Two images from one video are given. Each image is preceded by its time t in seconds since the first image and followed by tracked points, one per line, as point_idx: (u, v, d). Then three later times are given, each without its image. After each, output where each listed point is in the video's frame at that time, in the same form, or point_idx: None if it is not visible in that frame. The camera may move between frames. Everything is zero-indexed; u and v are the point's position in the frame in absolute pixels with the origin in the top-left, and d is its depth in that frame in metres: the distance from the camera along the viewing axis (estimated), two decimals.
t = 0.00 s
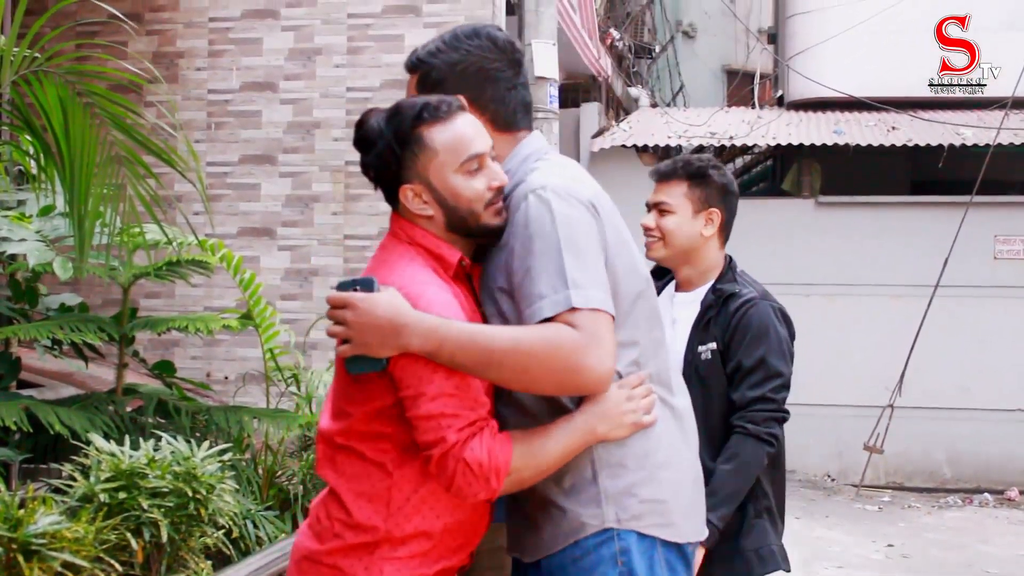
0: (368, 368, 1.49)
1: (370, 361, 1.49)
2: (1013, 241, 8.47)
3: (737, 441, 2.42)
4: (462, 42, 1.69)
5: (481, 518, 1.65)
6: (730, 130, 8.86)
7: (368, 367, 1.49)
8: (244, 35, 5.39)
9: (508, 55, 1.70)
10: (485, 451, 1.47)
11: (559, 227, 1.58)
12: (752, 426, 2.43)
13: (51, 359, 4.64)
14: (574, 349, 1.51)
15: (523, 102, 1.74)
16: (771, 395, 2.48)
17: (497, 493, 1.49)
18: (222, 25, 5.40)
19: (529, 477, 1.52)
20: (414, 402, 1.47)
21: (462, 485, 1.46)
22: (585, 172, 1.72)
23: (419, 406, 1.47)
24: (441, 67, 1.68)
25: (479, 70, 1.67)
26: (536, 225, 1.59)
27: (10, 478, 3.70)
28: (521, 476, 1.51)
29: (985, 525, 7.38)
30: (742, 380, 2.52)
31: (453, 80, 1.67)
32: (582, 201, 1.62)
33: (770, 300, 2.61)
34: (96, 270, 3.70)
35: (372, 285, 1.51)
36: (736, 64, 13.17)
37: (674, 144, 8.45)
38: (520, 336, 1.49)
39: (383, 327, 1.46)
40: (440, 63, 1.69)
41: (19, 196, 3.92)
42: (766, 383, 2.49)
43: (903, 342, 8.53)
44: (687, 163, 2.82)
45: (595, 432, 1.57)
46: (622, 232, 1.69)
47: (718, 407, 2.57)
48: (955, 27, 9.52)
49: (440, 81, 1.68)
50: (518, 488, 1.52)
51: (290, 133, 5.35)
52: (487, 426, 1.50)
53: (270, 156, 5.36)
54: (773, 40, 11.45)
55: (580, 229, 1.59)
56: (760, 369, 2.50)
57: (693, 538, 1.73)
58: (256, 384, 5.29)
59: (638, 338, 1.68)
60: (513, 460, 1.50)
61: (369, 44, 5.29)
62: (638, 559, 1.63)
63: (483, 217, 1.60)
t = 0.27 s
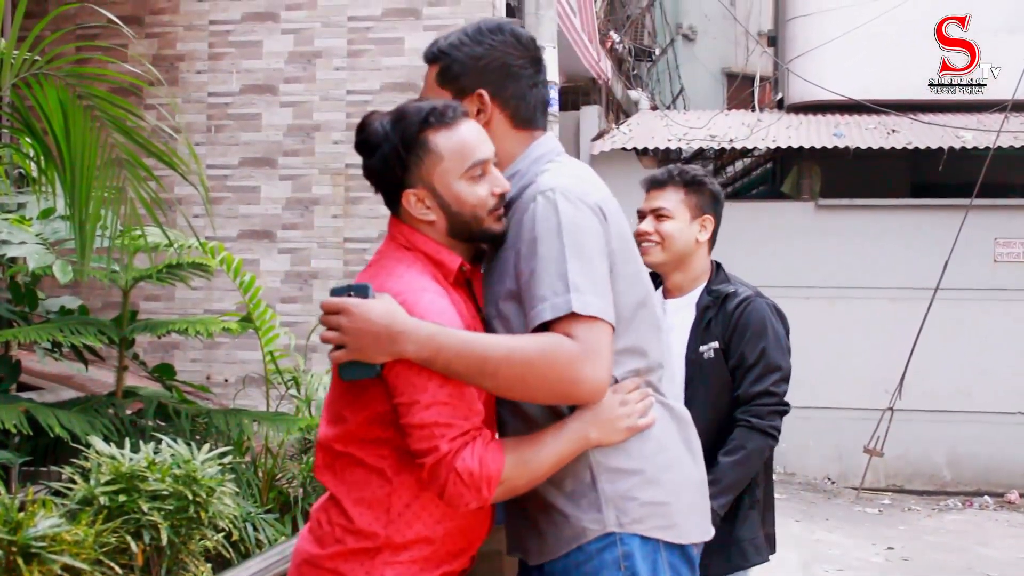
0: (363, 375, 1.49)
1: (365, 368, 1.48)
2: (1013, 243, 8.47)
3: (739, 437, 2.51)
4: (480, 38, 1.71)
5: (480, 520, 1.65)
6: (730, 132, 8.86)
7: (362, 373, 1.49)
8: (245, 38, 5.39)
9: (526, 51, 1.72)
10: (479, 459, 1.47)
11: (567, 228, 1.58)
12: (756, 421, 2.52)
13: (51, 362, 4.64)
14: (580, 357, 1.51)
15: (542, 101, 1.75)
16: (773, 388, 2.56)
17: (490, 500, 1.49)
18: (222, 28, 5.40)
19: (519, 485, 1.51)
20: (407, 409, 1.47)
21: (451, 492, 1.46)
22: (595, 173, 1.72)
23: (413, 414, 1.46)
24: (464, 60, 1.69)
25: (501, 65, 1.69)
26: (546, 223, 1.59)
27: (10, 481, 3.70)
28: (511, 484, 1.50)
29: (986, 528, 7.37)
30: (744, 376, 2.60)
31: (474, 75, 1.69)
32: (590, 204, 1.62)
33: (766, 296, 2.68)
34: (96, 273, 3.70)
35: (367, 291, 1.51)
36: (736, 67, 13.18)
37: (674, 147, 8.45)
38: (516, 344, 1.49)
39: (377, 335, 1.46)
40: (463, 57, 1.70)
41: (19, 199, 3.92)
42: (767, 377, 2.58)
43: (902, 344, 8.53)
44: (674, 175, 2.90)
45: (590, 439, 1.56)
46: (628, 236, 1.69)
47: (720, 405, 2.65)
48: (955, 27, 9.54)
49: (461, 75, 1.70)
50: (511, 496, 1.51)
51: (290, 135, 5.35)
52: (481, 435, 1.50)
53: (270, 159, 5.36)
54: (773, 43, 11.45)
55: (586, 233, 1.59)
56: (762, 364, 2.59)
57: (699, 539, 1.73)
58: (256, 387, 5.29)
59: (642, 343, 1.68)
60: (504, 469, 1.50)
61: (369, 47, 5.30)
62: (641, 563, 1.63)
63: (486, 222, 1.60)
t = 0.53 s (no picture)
0: (355, 374, 1.51)
1: (355, 367, 1.51)
2: (1012, 246, 8.47)
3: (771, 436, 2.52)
4: (555, 22, 1.67)
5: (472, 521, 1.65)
6: (730, 134, 8.86)
7: (351, 373, 1.52)
8: (245, 40, 5.39)
9: (598, 44, 1.70)
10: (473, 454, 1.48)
11: (606, 232, 1.56)
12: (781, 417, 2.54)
13: (51, 364, 4.64)
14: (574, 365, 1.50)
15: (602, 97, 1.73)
16: (790, 384, 2.58)
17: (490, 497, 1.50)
18: (222, 30, 5.40)
19: (527, 483, 1.52)
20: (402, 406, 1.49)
21: (456, 483, 1.48)
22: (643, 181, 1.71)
23: (410, 411, 1.49)
24: (539, 41, 1.65)
25: (573, 54, 1.67)
26: (591, 222, 1.57)
27: (9, 483, 3.70)
28: (514, 479, 1.51)
29: (986, 530, 7.37)
30: (757, 372, 2.61)
31: (551, 59, 1.65)
32: (631, 210, 1.60)
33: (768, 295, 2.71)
34: (96, 275, 3.70)
35: (356, 292, 1.54)
36: (736, 69, 13.19)
37: (674, 149, 8.45)
38: (517, 346, 1.49)
39: (369, 333, 1.48)
40: (539, 37, 1.65)
41: (19, 201, 3.92)
42: (783, 373, 2.59)
43: (902, 346, 8.52)
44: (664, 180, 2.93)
45: (603, 445, 1.56)
46: (664, 247, 1.67)
47: (732, 402, 2.64)
48: (955, 27, 9.55)
49: (535, 58, 1.65)
50: (509, 493, 1.52)
51: (290, 138, 5.35)
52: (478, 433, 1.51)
53: (270, 161, 5.36)
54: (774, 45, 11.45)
55: (624, 240, 1.57)
56: (775, 360, 2.60)
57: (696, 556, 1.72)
58: (256, 389, 5.29)
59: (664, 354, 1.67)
60: (508, 462, 1.51)
61: (369, 49, 5.31)
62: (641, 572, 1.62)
63: (476, 213, 1.66)
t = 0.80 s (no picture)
0: (373, 351, 1.57)
1: (374, 342, 1.56)
2: (1012, 247, 8.47)
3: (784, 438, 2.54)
4: (613, 24, 1.71)
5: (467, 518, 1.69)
6: (730, 136, 8.87)
7: (371, 348, 1.57)
8: (245, 42, 5.39)
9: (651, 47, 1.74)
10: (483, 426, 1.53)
11: (657, 243, 1.60)
12: (789, 416, 2.55)
13: (51, 366, 4.64)
14: (574, 381, 1.53)
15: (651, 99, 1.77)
16: (795, 381, 2.60)
17: (498, 475, 1.54)
18: (222, 31, 5.40)
19: (538, 473, 1.57)
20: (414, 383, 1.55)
21: (465, 457, 1.52)
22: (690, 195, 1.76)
23: (424, 385, 1.54)
24: (600, 44, 1.69)
25: (628, 54, 1.71)
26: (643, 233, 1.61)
27: (8, 485, 3.70)
28: (524, 460, 1.56)
29: (986, 532, 7.37)
30: (764, 373, 2.61)
31: (612, 62, 1.69)
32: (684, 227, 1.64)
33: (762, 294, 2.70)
34: (96, 277, 3.70)
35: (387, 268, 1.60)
36: (735, 71, 13.18)
37: (674, 151, 8.45)
38: (536, 344, 1.54)
39: (397, 308, 1.54)
40: (603, 40, 1.69)
41: (19, 202, 3.92)
42: (788, 372, 2.60)
43: (902, 348, 8.53)
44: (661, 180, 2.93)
45: (619, 449, 1.60)
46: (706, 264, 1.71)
47: (735, 403, 2.64)
48: (955, 27, 9.55)
49: (596, 61, 1.68)
50: (518, 474, 1.56)
51: (290, 139, 5.35)
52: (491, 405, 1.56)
53: (270, 162, 5.36)
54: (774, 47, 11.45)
55: (675, 253, 1.61)
56: (780, 358, 2.61)
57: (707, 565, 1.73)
58: (256, 390, 5.29)
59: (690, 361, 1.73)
60: (521, 440, 1.56)
61: (369, 51, 5.31)
62: None
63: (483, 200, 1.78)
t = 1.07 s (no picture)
0: (411, 341, 1.53)
1: (415, 334, 1.52)
2: (1012, 249, 8.48)
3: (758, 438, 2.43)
4: (594, 29, 1.58)
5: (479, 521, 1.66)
6: (730, 137, 8.87)
7: (410, 339, 1.53)
8: (244, 43, 5.39)
9: (633, 50, 1.62)
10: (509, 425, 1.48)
11: (655, 259, 1.50)
12: (772, 418, 2.46)
13: (51, 367, 4.64)
14: (612, 394, 1.46)
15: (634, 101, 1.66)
16: (785, 385, 2.50)
17: (507, 475, 1.47)
18: (222, 33, 5.40)
19: (549, 478, 1.48)
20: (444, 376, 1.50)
21: (475, 451, 1.46)
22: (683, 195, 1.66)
23: (451, 379, 1.50)
24: (585, 50, 1.57)
25: (608, 61, 1.59)
26: (642, 250, 1.51)
27: (8, 487, 3.69)
28: (535, 460, 1.48)
29: (986, 534, 7.38)
30: (754, 375, 2.52)
31: (597, 69, 1.57)
32: (682, 235, 1.55)
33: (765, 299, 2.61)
34: (96, 278, 3.69)
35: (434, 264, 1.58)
36: (735, 73, 13.20)
37: (673, 152, 8.45)
38: (565, 358, 1.46)
39: (442, 301, 1.51)
40: (585, 46, 1.57)
41: (18, 204, 3.92)
42: (778, 375, 2.51)
43: (902, 349, 8.53)
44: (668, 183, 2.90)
45: (631, 458, 1.51)
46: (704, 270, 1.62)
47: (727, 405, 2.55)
48: (955, 27, 9.57)
49: (583, 67, 1.57)
50: (530, 475, 1.48)
51: (290, 141, 5.35)
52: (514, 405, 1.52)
53: (270, 164, 5.36)
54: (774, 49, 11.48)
55: (674, 266, 1.51)
56: (774, 362, 2.52)
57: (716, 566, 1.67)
58: (256, 392, 5.29)
59: (691, 370, 1.64)
60: (532, 439, 1.48)
61: (369, 53, 5.31)
62: None
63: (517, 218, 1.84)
